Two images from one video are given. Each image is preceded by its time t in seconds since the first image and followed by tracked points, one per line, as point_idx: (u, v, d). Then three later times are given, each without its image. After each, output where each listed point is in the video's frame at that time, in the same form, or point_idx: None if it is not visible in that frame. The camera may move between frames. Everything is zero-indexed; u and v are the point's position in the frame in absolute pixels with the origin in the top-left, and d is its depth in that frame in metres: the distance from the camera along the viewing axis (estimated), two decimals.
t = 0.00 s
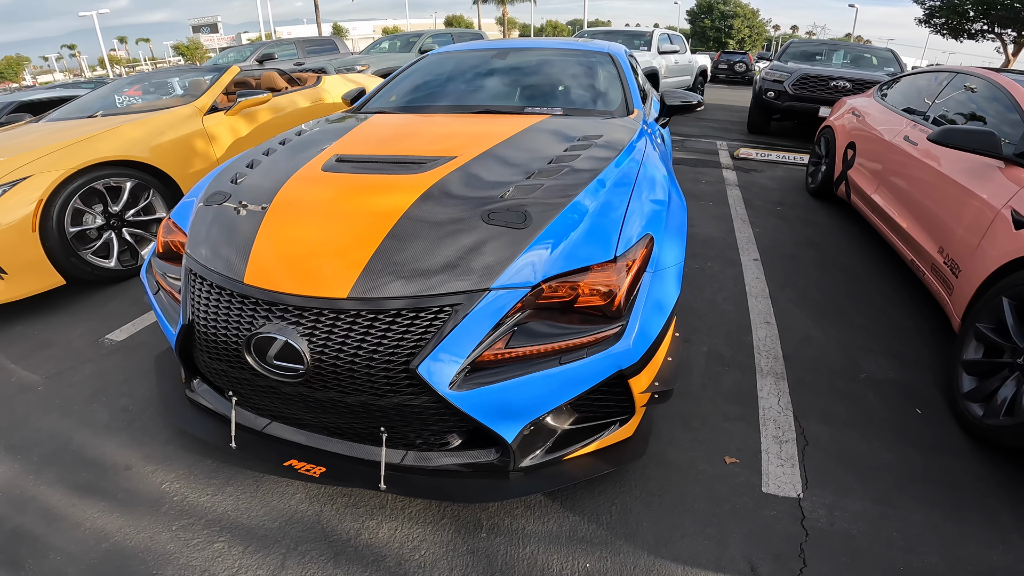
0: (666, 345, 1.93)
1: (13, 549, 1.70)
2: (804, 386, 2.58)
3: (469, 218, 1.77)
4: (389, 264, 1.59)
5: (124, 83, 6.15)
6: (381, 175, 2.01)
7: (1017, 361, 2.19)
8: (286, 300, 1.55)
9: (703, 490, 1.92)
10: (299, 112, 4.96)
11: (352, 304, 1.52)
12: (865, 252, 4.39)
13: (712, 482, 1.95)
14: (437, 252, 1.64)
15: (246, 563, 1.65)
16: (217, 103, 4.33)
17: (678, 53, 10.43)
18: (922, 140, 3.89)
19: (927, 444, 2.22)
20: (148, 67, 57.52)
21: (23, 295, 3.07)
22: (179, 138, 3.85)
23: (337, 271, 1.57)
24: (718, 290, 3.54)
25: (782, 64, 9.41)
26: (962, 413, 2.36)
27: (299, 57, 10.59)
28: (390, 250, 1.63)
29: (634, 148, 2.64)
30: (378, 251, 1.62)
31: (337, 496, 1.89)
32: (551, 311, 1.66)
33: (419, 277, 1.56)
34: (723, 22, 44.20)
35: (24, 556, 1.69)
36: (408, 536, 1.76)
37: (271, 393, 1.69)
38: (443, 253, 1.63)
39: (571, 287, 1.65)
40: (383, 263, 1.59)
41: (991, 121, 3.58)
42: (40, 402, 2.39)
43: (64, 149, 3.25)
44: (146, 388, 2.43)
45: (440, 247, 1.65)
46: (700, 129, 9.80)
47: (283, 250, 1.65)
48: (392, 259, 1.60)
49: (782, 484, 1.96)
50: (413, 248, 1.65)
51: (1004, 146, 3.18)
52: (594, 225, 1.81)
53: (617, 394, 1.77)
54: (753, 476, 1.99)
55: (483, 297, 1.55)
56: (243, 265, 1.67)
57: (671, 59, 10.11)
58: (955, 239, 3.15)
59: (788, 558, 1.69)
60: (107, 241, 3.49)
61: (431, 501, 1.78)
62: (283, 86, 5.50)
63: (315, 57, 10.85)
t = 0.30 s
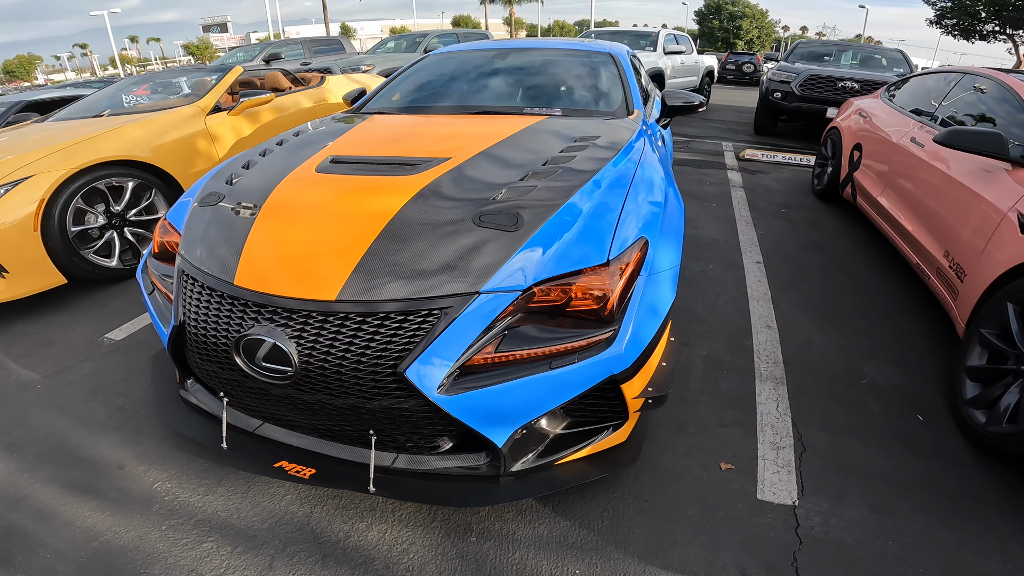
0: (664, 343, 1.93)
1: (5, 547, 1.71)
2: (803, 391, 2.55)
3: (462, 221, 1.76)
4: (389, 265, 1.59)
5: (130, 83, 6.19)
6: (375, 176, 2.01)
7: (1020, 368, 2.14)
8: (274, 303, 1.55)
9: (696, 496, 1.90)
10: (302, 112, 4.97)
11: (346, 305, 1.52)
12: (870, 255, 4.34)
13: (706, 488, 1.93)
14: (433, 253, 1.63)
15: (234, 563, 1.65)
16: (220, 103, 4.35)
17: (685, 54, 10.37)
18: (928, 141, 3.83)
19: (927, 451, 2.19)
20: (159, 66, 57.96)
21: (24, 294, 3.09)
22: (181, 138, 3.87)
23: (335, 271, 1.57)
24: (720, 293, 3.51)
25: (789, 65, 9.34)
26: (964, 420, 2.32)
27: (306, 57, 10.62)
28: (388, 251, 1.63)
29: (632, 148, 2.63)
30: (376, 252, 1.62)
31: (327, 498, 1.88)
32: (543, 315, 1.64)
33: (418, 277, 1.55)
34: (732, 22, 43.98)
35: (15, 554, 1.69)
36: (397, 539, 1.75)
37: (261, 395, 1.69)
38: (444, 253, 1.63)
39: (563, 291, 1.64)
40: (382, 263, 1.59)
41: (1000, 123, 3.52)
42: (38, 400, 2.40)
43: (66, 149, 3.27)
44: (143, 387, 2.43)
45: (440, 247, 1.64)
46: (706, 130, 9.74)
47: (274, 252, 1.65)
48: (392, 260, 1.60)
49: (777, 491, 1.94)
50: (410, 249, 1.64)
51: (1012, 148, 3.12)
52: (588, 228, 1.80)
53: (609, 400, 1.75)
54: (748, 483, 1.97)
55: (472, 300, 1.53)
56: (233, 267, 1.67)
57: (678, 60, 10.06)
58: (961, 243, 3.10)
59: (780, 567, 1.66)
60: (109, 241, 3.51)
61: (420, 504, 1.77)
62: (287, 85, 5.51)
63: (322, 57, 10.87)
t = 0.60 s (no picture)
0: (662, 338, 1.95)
1: None
2: (802, 397, 2.51)
3: (454, 223, 1.75)
4: (383, 267, 1.58)
5: (132, 83, 6.21)
6: (366, 178, 1.99)
7: None
8: (260, 305, 1.54)
9: (689, 503, 1.87)
10: (304, 112, 4.99)
11: (337, 308, 1.51)
12: (874, 258, 4.29)
13: (699, 495, 1.91)
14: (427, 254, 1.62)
15: (219, 564, 1.65)
16: (222, 103, 4.37)
17: (691, 54, 10.31)
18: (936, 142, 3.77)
19: (928, 459, 2.14)
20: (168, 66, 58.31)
21: (24, 292, 3.10)
22: (182, 138, 3.88)
23: (331, 270, 1.57)
24: (720, 296, 3.47)
25: (796, 65, 9.27)
26: (967, 427, 2.27)
27: (312, 57, 10.64)
28: (385, 252, 1.63)
29: (628, 149, 2.60)
30: (374, 254, 1.62)
31: (316, 500, 1.87)
32: (532, 319, 1.62)
33: (414, 279, 1.55)
34: (741, 22, 43.76)
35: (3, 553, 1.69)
36: (384, 542, 1.74)
37: (248, 397, 1.68)
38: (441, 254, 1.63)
39: (553, 294, 1.62)
40: (380, 264, 1.59)
41: (1009, 124, 3.46)
42: (34, 398, 2.40)
43: (67, 149, 3.28)
44: (137, 386, 2.42)
45: (440, 246, 1.64)
46: (712, 131, 9.68)
47: (262, 254, 1.64)
48: (390, 261, 1.60)
49: (772, 499, 1.90)
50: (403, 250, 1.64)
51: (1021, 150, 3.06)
52: (579, 230, 1.78)
53: (601, 406, 1.72)
54: (742, 490, 1.94)
55: (459, 304, 1.52)
56: (222, 269, 1.66)
57: (684, 60, 10.01)
58: (967, 246, 3.05)
59: None
60: (109, 240, 3.52)
61: (408, 508, 1.75)
62: (290, 85, 5.52)
63: (328, 57, 10.89)
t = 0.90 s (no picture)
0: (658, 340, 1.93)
1: None
2: (801, 402, 2.48)
3: (444, 225, 1.73)
4: (371, 269, 1.57)
5: (136, 85, 6.22)
6: (359, 180, 1.98)
7: None
8: (246, 308, 1.54)
9: (682, 510, 1.84)
10: (306, 112, 5.02)
11: (327, 310, 1.50)
12: (880, 261, 4.24)
13: (692, 503, 1.88)
14: (418, 256, 1.61)
15: (205, 565, 1.64)
16: (224, 103, 4.38)
17: (697, 55, 10.25)
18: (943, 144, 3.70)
19: (928, 466, 2.10)
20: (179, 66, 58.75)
21: (24, 291, 3.11)
22: (183, 139, 3.90)
23: (325, 270, 1.57)
24: (722, 299, 3.44)
25: (804, 66, 9.20)
26: (969, 434, 2.22)
27: (318, 57, 10.67)
28: (374, 255, 1.62)
29: (625, 149, 2.58)
30: (379, 254, 1.62)
31: (305, 502, 1.86)
32: (522, 324, 1.60)
33: (413, 280, 1.55)
34: (749, 23, 43.54)
35: None
36: (372, 546, 1.72)
37: (236, 399, 1.68)
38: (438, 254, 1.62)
39: (543, 299, 1.60)
40: (381, 265, 1.59)
41: (1019, 125, 3.39)
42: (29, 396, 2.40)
43: (68, 149, 3.30)
44: (132, 385, 2.40)
45: (428, 248, 1.63)
46: (717, 132, 9.62)
47: (251, 257, 1.64)
48: (390, 260, 1.60)
49: (766, 507, 1.87)
50: (393, 253, 1.63)
51: None
52: (571, 233, 1.76)
53: (592, 412, 1.70)
54: (736, 497, 1.90)
55: (446, 308, 1.50)
56: (210, 271, 1.66)
57: (689, 61, 9.96)
58: (973, 250, 3.00)
59: None
60: (110, 240, 3.52)
61: (397, 512, 1.73)
62: (293, 85, 5.53)
63: (334, 57, 10.91)
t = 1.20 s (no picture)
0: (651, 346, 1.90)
1: None
2: (801, 409, 2.44)
3: (433, 230, 1.72)
4: (358, 274, 1.56)
5: (140, 85, 6.24)
6: (350, 184, 1.97)
7: None
8: (233, 312, 1.53)
9: (674, 520, 1.81)
10: (308, 112, 5.04)
11: (315, 314, 1.49)
12: (885, 266, 4.18)
13: (685, 512, 1.85)
14: (408, 261, 1.60)
15: (191, 566, 1.63)
16: (227, 103, 4.40)
17: (703, 56, 10.18)
18: (953, 147, 3.62)
19: (928, 476, 2.05)
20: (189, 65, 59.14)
21: (24, 291, 3.12)
22: (185, 139, 3.92)
23: (311, 276, 1.56)
24: (722, 304, 3.40)
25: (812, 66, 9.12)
26: (972, 444, 2.15)
27: (324, 57, 10.71)
28: (362, 259, 1.61)
29: (622, 151, 2.55)
30: (376, 256, 1.62)
31: (295, 506, 1.85)
32: (511, 331, 1.58)
33: (409, 283, 1.54)
34: (759, 23, 43.29)
35: None
36: (360, 551, 1.71)
37: (224, 403, 1.67)
38: (429, 258, 1.61)
39: (533, 305, 1.58)
40: (378, 267, 1.58)
41: None
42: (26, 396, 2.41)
43: (70, 150, 3.31)
44: (128, 386, 2.37)
45: (417, 253, 1.62)
46: (724, 133, 9.55)
47: (239, 262, 1.63)
48: (388, 263, 1.60)
49: (760, 517, 1.84)
50: (382, 258, 1.61)
51: None
52: (564, 237, 1.73)
53: (583, 420, 1.68)
54: (730, 507, 1.87)
55: (433, 314, 1.49)
56: (199, 274, 1.66)
57: (696, 61, 9.90)
58: (981, 256, 2.95)
59: None
60: (111, 240, 3.54)
61: (385, 518, 1.72)
62: (297, 86, 5.54)
63: (341, 57, 10.92)
